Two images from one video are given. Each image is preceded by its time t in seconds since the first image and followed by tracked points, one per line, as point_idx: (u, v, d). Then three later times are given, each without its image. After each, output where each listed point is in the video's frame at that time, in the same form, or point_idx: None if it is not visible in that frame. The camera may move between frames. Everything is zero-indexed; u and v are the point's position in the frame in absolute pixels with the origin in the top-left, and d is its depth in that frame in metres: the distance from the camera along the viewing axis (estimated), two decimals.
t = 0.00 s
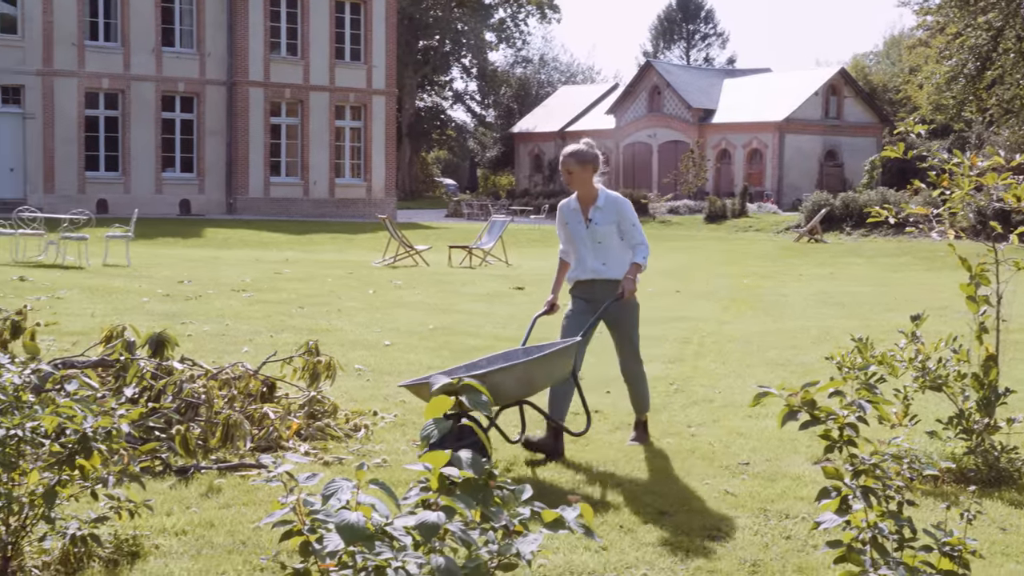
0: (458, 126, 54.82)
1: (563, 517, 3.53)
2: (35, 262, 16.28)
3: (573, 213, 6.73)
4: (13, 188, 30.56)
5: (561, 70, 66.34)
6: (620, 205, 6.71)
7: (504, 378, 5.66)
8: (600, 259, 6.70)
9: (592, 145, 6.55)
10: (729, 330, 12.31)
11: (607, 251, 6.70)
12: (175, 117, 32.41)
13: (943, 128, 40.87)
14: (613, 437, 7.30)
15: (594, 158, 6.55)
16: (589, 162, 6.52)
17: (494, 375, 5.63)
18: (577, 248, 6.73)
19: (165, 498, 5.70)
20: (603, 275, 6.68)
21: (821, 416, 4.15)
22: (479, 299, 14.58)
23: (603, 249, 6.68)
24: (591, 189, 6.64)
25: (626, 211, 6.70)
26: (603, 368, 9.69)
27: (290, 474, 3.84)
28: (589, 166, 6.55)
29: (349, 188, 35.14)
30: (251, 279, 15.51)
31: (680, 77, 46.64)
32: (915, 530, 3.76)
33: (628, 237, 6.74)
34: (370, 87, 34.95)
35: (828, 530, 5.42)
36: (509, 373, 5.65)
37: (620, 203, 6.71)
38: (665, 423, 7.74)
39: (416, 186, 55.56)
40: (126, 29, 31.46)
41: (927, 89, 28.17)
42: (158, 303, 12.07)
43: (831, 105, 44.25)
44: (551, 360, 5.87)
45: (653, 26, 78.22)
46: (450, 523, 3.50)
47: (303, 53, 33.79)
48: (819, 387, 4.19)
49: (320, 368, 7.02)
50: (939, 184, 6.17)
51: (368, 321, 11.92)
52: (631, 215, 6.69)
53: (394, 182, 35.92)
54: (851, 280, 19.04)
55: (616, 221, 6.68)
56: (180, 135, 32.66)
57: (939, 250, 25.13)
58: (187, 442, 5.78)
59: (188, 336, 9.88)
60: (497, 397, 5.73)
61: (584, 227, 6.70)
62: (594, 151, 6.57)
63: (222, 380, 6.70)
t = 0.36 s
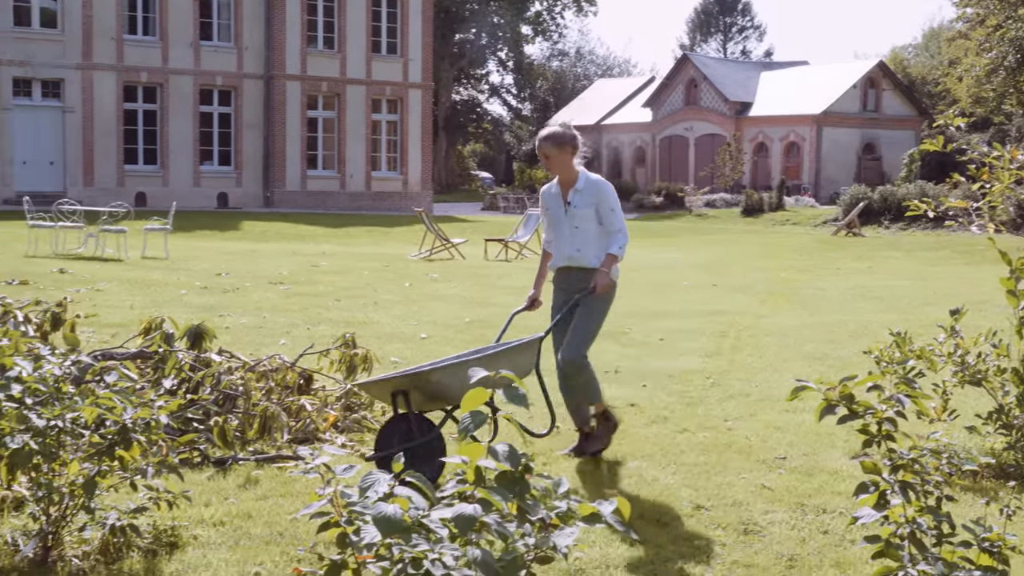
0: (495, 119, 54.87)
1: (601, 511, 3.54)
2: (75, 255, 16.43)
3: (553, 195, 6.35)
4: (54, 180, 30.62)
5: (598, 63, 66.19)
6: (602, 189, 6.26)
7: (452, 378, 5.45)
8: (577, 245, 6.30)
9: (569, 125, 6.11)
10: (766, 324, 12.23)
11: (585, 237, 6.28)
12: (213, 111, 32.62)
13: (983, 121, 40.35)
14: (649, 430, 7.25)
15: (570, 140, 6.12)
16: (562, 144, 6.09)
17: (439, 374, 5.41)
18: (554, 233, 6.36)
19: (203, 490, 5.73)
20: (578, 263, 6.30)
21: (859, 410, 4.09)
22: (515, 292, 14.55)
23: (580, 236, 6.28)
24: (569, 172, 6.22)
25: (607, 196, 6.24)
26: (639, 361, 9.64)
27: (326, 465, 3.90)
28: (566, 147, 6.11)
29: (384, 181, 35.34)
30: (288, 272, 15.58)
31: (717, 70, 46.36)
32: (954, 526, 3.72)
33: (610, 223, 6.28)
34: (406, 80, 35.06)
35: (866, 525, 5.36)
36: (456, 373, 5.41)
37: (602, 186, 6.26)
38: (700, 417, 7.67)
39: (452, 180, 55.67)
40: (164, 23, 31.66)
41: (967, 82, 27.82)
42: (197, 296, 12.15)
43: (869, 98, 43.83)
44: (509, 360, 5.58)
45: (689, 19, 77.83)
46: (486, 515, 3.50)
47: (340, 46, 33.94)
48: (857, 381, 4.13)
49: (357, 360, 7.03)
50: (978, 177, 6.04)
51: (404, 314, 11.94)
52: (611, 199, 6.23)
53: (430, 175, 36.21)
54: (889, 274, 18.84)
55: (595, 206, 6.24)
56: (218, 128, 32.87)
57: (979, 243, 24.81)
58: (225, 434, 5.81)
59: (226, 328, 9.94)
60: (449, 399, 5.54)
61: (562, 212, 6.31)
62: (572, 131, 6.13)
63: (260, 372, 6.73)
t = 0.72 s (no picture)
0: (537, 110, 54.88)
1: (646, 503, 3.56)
2: (122, 245, 16.62)
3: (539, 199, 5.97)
4: (100, 171, 31.02)
5: (640, 54, 65.89)
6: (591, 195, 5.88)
7: (420, 384, 5.35)
8: (563, 255, 5.97)
9: (552, 130, 5.67)
10: (809, 316, 12.10)
11: (574, 247, 5.96)
12: (256, 102, 32.85)
13: None
14: (693, 421, 7.20)
15: (553, 145, 5.69)
16: (544, 151, 5.68)
17: (407, 378, 5.33)
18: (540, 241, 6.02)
19: (248, 478, 5.77)
20: (565, 274, 5.99)
21: (903, 403, 4.02)
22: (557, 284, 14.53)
23: (568, 245, 5.95)
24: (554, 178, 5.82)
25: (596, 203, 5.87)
26: (681, 353, 9.58)
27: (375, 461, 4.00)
28: (549, 154, 5.70)
29: (428, 172, 35.30)
30: (332, 262, 15.66)
31: (761, 61, 45.97)
32: (1002, 520, 3.65)
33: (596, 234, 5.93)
34: (449, 71, 35.09)
35: (911, 519, 5.29)
36: (424, 380, 5.33)
37: (589, 193, 5.89)
38: (745, 408, 7.62)
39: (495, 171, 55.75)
40: (208, 15, 31.92)
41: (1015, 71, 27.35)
42: (241, 286, 12.26)
43: (914, 88, 43.25)
44: (482, 375, 5.48)
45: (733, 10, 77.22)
46: (529, 505, 3.51)
47: (383, 37, 34.04)
48: (901, 374, 4.06)
49: (400, 351, 7.04)
50: None
51: (446, 304, 11.97)
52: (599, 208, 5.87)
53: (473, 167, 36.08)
54: (935, 266, 18.58)
55: (583, 215, 5.88)
56: (262, 119, 33.09)
57: None
58: (269, 423, 5.82)
59: (270, 318, 10.03)
60: (412, 404, 5.39)
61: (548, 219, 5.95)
62: (555, 136, 5.69)
63: (303, 362, 6.74)
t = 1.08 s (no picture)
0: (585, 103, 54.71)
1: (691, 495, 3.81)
2: (173, 237, 16.78)
3: (538, 192, 5.83)
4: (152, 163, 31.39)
5: (690, 47, 65.40)
6: (582, 190, 5.63)
7: (395, 392, 5.11)
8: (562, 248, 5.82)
9: (534, 125, 5.54)
10: (860, 310, 11.93)
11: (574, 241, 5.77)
12: (306, 95, 33.09)
13: None
14: (741, 415, 7.14)
15: (539, 140, 5.56)
16: (527, 147, 5.56)
17: (384, 386, 5.08)
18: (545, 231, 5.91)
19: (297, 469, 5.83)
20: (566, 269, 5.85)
21: (955, 399, 3.96)
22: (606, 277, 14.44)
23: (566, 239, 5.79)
24: (544, 174, 5.66)
25: (585, 200, 5.62)
26: (730, 346, 9.48)
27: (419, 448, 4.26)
28: (534, 149, 5.57)
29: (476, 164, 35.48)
30: (380, 255, 15.71)
31: (811, 52, 45.46)
32: None
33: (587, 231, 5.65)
34: (497, 64, 35.09)
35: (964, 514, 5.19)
36: (400, 388, 5.08)
37: (579, 189, 5.62)
38: (794, 402, 7.53)
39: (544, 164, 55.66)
40: (259, 9, 32.20)
41: None
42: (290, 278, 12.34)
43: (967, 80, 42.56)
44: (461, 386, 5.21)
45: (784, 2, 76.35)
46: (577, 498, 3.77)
47: (431, 30, 34.09)
48: (953, 368, 4.00)
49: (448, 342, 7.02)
50: None
51: (493, 297, 11.96)
52: (583, 206, 5.61)
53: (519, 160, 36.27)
54: (989, 260, 18.25)
55: (569, 212, 5.64)
56: (311, 112, 33.32)
57: None
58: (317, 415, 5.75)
59: (319, 310, 10.08)
60: (385, 407, 5.17)
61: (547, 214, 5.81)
62: (541, 129, 5.56)
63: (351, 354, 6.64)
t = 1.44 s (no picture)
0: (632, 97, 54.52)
1: (740, 492, 3.72)
2: (222, 230, 16.95)
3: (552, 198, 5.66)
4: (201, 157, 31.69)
5: (739, 40, 64.89)
6: (594, 200, 5.48)
7: (395, 393, 5.06)
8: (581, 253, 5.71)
9: (541, 138, 5.34)
10: (909, 305, 11.77)
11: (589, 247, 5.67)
12: (354, 89, 33.24)
13: None
14: (789, 410, 7.07)
15: (547, 153, 5.36)
16: (535, 161, 5.37)
17: (387, 387, 5.06)
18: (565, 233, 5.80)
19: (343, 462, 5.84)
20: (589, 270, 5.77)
21: (1009, 395, 3.85)
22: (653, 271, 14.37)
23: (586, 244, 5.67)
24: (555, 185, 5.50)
25: (597, 209, 5.48)
26: (778, 341, 9.39)
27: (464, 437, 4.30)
28: (543, 161, 5.38)
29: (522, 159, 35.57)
30: (427, 249, 15.74)
31: (861, 46, 44.97)
32: None
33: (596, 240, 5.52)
34: (544, 58, 35.12)
35: (1015, 513, 5.10)
36: (400, 393, 5.04)
37: (592, 197, 5.47)
38: (841, 398, 7.44)
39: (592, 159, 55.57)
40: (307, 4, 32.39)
41: None
42: (338, 271, 12.40)
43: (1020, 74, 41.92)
44: (462, 393, 5.11)
45: None
46: (625, 492, 3.78)
47: (479, 24, 34.08)
48: (1007, 364, 3.90)
49: (495, 336, 6.98)
50: None
51: (539, 291, 11.94)
52: (594, 217, 5.46)
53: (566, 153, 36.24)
54: None
55: (580, 222, 5.50)
56: (358, 106, 33.48)
57: None
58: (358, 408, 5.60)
59: (367, 303, 10.12)
60: (385, 411, 5.13)
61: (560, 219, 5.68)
62: (547, 140, 5.36)
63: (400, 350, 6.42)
